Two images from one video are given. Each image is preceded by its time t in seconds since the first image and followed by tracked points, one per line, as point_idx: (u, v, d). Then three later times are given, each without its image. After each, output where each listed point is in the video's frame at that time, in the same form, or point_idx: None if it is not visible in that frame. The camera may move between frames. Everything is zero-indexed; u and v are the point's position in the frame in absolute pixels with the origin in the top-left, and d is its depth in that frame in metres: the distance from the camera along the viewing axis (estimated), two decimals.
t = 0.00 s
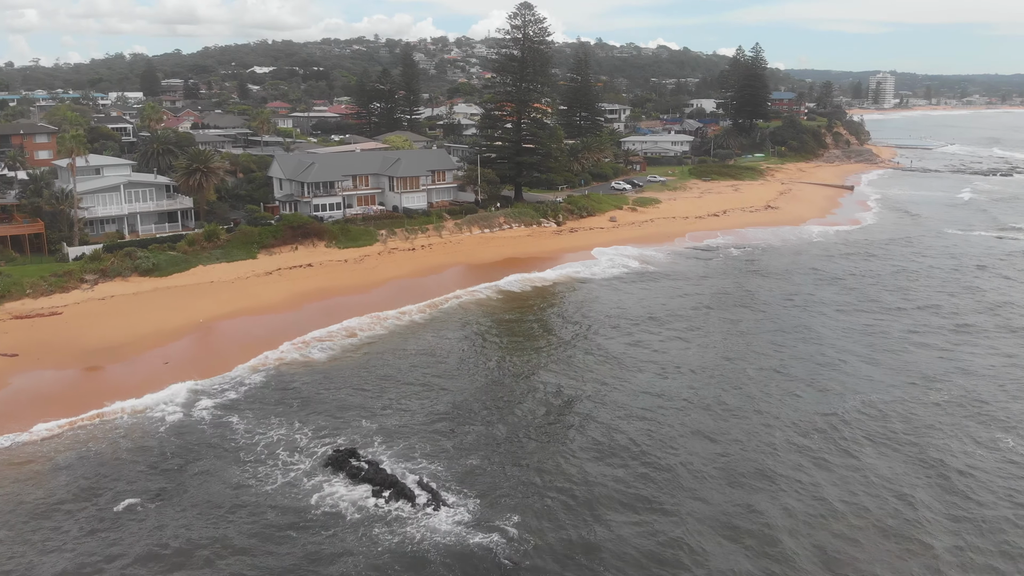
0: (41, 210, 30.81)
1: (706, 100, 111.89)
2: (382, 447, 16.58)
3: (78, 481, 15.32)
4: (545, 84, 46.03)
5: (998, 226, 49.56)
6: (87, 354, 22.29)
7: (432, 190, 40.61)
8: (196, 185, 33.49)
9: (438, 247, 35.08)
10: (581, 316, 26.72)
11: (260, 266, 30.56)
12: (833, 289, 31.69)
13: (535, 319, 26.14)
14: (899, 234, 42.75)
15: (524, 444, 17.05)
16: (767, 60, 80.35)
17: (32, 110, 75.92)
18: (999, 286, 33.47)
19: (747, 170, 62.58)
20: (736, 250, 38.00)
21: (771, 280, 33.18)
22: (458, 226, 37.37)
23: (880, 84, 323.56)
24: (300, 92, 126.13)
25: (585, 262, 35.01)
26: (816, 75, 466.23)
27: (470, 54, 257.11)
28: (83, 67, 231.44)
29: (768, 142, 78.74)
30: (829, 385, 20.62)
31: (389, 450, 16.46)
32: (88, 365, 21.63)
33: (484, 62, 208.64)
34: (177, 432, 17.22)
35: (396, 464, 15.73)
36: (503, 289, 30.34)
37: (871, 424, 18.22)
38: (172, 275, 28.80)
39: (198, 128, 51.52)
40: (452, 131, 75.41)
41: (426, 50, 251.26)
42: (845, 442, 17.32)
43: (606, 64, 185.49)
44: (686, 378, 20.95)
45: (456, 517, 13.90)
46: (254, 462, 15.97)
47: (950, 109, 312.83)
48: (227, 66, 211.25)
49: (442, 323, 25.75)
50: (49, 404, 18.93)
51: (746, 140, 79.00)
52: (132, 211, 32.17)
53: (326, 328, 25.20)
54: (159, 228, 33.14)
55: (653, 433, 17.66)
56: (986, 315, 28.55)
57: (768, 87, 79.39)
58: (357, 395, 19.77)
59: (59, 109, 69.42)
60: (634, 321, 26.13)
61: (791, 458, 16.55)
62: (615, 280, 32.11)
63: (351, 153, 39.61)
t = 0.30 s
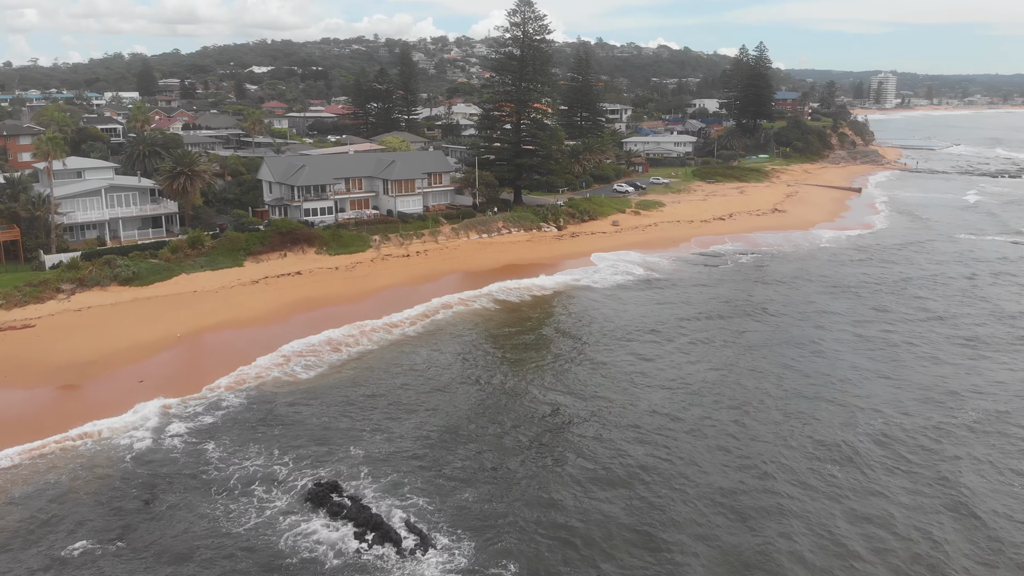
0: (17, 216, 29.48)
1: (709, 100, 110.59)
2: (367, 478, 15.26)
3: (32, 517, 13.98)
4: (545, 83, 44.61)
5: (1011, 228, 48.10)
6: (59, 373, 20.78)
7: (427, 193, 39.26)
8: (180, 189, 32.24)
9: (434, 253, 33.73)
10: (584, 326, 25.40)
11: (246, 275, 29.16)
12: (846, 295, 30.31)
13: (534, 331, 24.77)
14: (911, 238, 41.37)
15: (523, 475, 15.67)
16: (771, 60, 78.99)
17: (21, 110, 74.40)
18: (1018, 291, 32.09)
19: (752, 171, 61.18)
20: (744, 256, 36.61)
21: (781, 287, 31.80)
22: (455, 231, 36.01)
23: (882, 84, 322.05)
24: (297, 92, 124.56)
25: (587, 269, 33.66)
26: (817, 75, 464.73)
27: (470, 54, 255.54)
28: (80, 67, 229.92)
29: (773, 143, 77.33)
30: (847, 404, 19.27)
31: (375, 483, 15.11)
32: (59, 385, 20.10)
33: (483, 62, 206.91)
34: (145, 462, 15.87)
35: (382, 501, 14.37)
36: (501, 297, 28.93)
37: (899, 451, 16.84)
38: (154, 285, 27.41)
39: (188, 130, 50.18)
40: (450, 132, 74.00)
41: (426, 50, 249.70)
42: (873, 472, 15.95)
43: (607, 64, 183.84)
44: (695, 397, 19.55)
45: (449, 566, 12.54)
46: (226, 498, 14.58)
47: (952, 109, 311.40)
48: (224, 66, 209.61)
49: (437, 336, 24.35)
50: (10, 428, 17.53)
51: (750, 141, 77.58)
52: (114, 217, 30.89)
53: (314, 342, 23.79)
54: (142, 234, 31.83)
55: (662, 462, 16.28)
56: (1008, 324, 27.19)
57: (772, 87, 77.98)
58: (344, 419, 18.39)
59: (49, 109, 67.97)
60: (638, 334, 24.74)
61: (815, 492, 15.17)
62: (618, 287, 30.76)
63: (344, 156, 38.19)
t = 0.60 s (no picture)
0: None
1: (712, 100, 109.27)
2: (346, 515, 14.04)
3: None
4: (545, 82, 43.24)
5: None
6: (28, 392, 19.35)
7: (423, 197, 37.94)
8: (162, 194, 30.85)
9: (429, 260, 32.33)
10: (585, 339, 24.03)
11: (232, 285, 27.74)
12: (862, 302, 28.88)
13: (533, 346, 23.38)
14: (926, 241, 39.86)
15: (522, 513, 14.28)
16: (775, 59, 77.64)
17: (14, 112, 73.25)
18: None
19: (757, 173, 59.80)
20: (750, 262, 35.25)
21: (792, 293, 30.40)
22: (451, 237, 34.62)
23: (884, 84, 320.46)
24: (296, 92, 123.34)
25: (590, 276, 32.30)
26: (819, 74, 463.10)
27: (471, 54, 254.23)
28: (80, 66, 228.76)
29: (777, 144, 75.98)
30: (869, 426, 17.83)
31: (356, 522, 13.86)
32: (25, 405, 18.68)
33: (484, 62, 205.45)
34: (107, 497, 14.72)
35: (362, 543, 13.14)
36: (498, 307, 27.52)
37: (935, 481, 15.42)
38: (134, 295, 26.00)
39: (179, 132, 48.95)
40: (449, 132, 72.71)
41: (426, 50, 248.34)
42: (903, 506, 14.50)
43: (608, 63, 182.44)
44: (705, 420, 18.16)
45: None
46: (193, 541, 13.30)
47: (955, 109, 309.70)
48: (224, 65, 208.51)
49: (431, 351, 22.99)
50: None
51: (754, 142, 76.22)
52: (94, 223, 29.61)
53: (302, 358, 22.40)
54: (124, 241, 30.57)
55: (675, 496, 14.88)
56: None
57: (777, 86, 76.60)
58: (326, 446, 17.14)
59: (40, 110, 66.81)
60: (643, 347, 23.39)
61: (840, 532, 13.74)
62: (623, 297, 29.38)
63: (336, 158, 36.97)
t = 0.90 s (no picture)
0: None
1: (685, 100, 108.91)
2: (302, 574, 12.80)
3: None
4: (516, 81, 41.87)
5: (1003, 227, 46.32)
6: None
7: (390, 200, 36.38)
8: (110, 200, 28.92)
9: (396, 268, 30.76)
10: (560, 353, 22.73)
11: (183, 298, 25.90)
12: (846, 308, 27.99)
13: (505, 361, 22.03)
14: (904, 243, 39.30)
15: (500, 568, 12.91)
16: (749, 59, 77.25)
17: None
18: None
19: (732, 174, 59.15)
20: (729, 267, 34.32)
21: (773, 299, 29.43)
22: (419, 243, 33.08)
23: (853, 84, 325.06)
24: (264, 92, 120.38)
25: (565, 283, 31.02)
26: (789, 75, 468.53)
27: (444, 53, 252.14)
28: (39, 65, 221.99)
29: (751, 144, 75.57)
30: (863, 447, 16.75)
31: None
32: None
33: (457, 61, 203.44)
34: (33, 552, 13.32)
35: None
36: (469, 317, 26.09)
37: (940, 509, 14.35)
38: (76, 310, 24.06)
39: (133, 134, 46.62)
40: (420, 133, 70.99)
41: (399, 49, 245.64)
42: (905, 540, 13.43)
43: (582, 63, 181.85)
44: (690, 443, 16.96)
45: None
46: None
47: (921, 109, 314.98)
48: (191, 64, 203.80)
49: (396, 368, 21.53)
50: None
51: (728, 142, 75.72)
52: (38, 231, 27.45)
53: (257, 378, 20.75)
54: (70, 250, 28.50)
55: (664, 539, 13.61)
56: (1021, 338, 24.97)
57: (750, 86, 76.18)
58: (279, 483, 15.88)
59: None
60: (621, 360, 22.15)
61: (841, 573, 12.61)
62: (600, 305, 28.15)
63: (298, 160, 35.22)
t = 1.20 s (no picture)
0: None
1: (642, 100, 108.74)
2: None
3: None
4: (471, 80, 40.31)
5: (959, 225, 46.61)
6: None
7: (338, 205, 34.48)
8: (32, 209, 26.43)
9: (346, 278, 28.89)
10: (523, 370, 21.30)
11: (111, 315, 23.62)
12: (815, 314, 27.30)
13: (464, 380, 20.51)
14: (866, 244, 39.11)
15: None
16: (705, 59, 77.15)
17: None
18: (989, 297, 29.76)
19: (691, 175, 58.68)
20: (693, 271, 33.44)
21: (741, 305, 28.60)
22: (371, 250, 31.27)
23: (802, 84, 332.36)
24: (212, 92, 115.96)
25: (525, 291, 29.63)
26: (740, 75, 477.44)
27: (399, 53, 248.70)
28: None
29: (709, 145, 75.46)
30: (848, 468, 15.80)
31: None
32: None
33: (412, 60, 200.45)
34: None
35: None
36: (424, 331, 24.46)
37: (934, 538, 13.43)
38: None
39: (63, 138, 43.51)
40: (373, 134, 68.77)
41: (352, 48, 241.20)
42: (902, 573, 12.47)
43: (538, 63, 180.95)
44: (667, 469, 15.74)
45: None
46: None
47: (867, 109, 323.97)
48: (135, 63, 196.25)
49: (345, 391, 19.78)
50: None
51: (686, 142, 75.45)
52: None
53: (193, 405, 18.78)
54: None
55: None
56: (991, 341, 24.55)
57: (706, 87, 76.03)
58: (214, 529, 14.02)
59: None
60: (588, 376, 20.86)
61: None
62: (563, 315, 26.86)
63: (240, 164, 33.01)
